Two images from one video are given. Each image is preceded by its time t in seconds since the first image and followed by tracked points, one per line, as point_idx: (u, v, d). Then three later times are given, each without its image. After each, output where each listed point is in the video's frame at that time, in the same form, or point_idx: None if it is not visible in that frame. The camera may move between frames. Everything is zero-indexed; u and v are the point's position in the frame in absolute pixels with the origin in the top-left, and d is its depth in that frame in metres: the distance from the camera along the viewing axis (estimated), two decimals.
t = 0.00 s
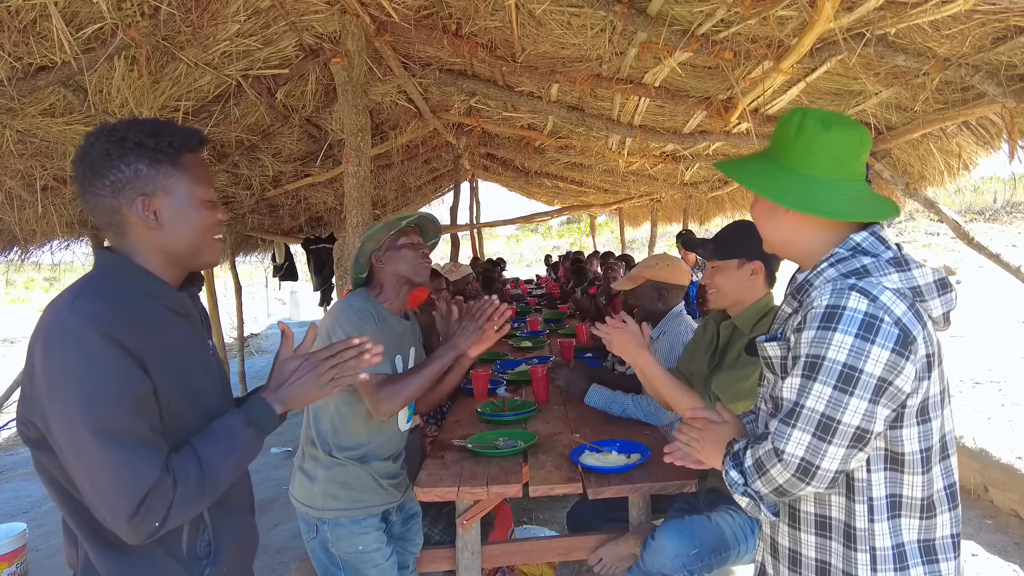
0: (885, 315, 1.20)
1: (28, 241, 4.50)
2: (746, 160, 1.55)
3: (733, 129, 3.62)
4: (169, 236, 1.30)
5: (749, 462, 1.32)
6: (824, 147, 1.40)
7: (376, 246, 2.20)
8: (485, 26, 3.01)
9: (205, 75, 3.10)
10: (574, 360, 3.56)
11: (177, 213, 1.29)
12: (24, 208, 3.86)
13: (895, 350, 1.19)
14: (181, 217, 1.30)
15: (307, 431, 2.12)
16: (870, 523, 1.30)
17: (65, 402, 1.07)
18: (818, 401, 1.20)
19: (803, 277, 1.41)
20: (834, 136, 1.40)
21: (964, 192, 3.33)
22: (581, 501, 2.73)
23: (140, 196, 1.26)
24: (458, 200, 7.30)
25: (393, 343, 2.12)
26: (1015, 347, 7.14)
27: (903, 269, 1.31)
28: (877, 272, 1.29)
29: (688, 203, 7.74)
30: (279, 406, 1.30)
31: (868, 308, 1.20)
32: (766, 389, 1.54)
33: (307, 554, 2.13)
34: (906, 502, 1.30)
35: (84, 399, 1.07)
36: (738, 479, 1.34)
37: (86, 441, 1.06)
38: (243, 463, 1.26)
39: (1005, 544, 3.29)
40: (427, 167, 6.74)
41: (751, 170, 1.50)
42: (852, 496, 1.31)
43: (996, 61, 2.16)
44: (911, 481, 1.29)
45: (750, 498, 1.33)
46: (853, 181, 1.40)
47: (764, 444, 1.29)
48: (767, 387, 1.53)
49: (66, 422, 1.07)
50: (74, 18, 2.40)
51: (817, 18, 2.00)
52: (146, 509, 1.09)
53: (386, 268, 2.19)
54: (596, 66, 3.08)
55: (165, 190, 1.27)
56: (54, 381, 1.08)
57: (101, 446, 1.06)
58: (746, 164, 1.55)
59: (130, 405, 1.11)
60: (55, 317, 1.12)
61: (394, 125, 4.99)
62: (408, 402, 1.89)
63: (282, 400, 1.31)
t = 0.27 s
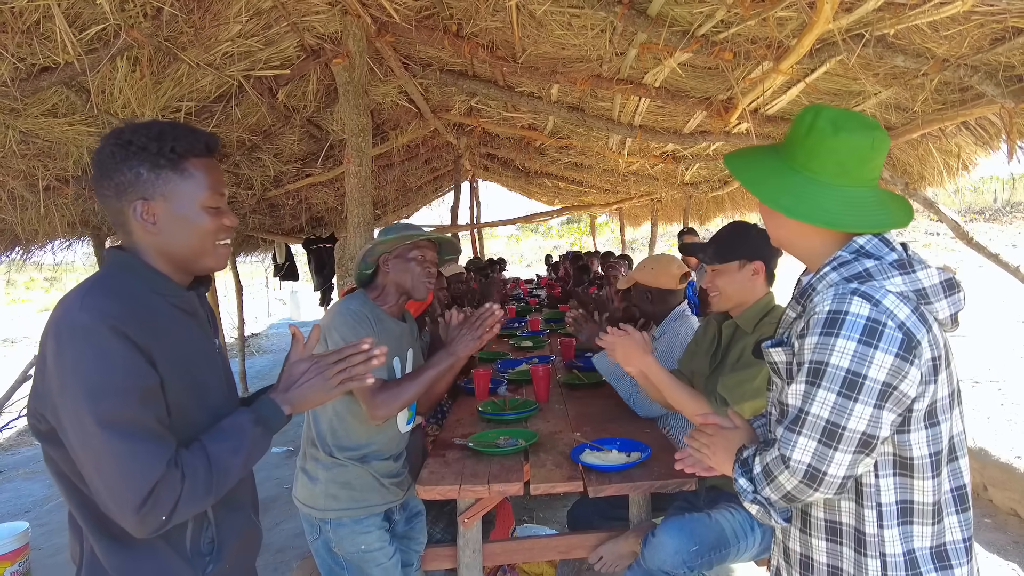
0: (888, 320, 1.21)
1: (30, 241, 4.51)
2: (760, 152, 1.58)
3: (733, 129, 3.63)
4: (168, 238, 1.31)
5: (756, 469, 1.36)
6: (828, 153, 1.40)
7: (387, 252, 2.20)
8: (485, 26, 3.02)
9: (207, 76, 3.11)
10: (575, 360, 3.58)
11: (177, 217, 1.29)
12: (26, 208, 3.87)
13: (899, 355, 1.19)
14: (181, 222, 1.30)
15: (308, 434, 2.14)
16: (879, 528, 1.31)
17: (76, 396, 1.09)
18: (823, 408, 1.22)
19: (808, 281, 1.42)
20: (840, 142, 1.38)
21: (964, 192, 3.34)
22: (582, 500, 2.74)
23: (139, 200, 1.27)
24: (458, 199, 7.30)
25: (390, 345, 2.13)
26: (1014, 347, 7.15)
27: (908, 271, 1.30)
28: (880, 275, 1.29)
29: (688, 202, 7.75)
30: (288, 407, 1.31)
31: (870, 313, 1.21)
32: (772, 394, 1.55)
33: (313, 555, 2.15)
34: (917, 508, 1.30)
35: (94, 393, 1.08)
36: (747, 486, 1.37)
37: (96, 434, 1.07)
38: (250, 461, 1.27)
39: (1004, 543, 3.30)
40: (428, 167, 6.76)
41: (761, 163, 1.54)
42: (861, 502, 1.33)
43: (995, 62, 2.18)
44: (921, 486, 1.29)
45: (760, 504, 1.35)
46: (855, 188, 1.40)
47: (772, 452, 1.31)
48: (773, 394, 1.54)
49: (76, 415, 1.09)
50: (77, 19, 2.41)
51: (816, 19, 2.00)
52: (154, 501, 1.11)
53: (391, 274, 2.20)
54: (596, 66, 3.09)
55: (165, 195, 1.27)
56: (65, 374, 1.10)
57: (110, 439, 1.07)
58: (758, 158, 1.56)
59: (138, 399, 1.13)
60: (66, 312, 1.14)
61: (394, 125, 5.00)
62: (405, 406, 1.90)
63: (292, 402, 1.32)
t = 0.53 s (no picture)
0: (900, 314, 1.25)
1: (32, 242, 4.53)
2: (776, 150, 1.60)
3: (733, 129, 3.64)
4: (172, 242, 1.32)
5: (759, 456, 1.39)
6: (845, 154, 1.42)
7: (376, 248, 2.20)
8: (486, 27, 3.03)
9: (208, 77, 3.12)
10: (575, 359, 3.59)
11: (180, 220, 1.30)
12: (28, 209, 3.89)
13: (910, 347, 1.24)
14: (186, 226, 1.31)
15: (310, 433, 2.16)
16: (877, 519, 1.34)
17: (82, 394, 1.10)
18: (834, 395, 1.25)
19: (821, 275, 1.46)
20: (857, 143, 1.40)
21: (963, 192, 3.35)
22: (582, 499, 2.75)
23: (149, 202, 1.29)
24: (459, 199, 7.31)
25: (389, 342, 2.14)
26: (1013, 347, 7.16)
27: (919, 271, 1.36)
28: (893, 271, 1.34)
29: (689, 202, 7.76)
30: (290, 410, 1.33)
31: (883, 306, 1.25)
32: (780, 383, 1.60)
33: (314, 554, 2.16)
34: (914, 499, 1.34)
35: (98, 391, 1.10)
36: (750, 473, 1.40)
37: (99, 431, 1.09)
38: (251, 461, 1.28)
39: (1002, 542, 3.31)
40: (428, 167, 6.76)
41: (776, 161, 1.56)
42: (860, 491, 1.36)
43: (993, 63, 2.19)
44: (919, 478, 1.33)
45: (762, 491, 1.38)
46: (869, 189, 1.42)
47: (777, 438, 1.34)
48: (780, 383, 1.59)
49: (79, 413, 1.10)
50: (80, 21, 2.42)
51: (815, 21, 2.01)
52: (154, 500, 1.12)
53: (384, 268, 2.21)
54: (596, 67, 3.09)
55: (172, 198, 1.29)
56: (70, 372, 1.11)
57: (114, 436, 1.09)
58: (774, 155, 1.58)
59: (141, 398, 1.14)
60: (74, 310, 1.15)
61: (395, 126, 5.01)
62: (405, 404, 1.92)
63: (293, 405, 1.34)
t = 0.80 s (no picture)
0: (909, 307, 1.35)
1: (33, 243, 4.54)
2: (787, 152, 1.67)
3: (733, 129, 3.65)
4: (181, 244, 1.33)
5: (765, 443, 1.49)
6: (862, 156, 1.51)
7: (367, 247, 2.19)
8: (485, 28, 3.04)
9: (208, 78, 3.12)
10: (575, 359, 3.59)
11: (191, 223, 1.31)
12: (29, 210, 3.89)
13: (916, 339, 1.34)
14: (196, 229, 1.32)
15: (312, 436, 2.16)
16: (874, 501, 1.46)
17: (88, 395, 1.11)
18: (843, 381, 1.36)
19: (832, 269, 1.53)
20: (871, 146, 1.50)
21: (963, 192, 3.35)
22: (582, 499, 2.76)
23: (159, 202, 1.30)
24: (459, 199, 7.30)
25: (385, 341, 2.15)
26: (1013, 347, 7.16)
27: (926, 268, 1.45)
28: (902, 268, 1.43)
29: (689, 202, 7.76)
30: (292, 411, 1.35)
31: (893, 299, 1.35)
32: (783, 374, 1.69)
33: (323, 557, 2.16)
34: (909, 484, 1.46)
35: (104, 393, 1.10)
36: (755, 458, 1.50)
37: (104, 432, 1.09)
38: (252, 463, 1.29)
39: (1002, 542, 3.32)
40: (428, 167, 6.76)
41: (790, 162, 1.63)
42: (860, 475, 1.47)
43: (992, 64, 2.20)
44: (914, 464, 1.45)
45: (766, 475, 1.48)
46: (882, 190, 1.52)
47: (784, 423, 1.44)
48: (784, 372, 1.68)
49: (85, 414, 1.11)
50: (80, 22, 2.43)
51: (813, 23, 2.02)
52: (154, 503, 1.12)
53: (378, 267, 2.22)
54: (596, 67, 3.09)
55: (182, 200, 1.30)
56: (77, 373, 1.12)
57: (117, 438, 1.09)
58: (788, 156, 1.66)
59: (147, 399, 1.15)
60: (82, 312, 1.16)
61: (395, 126, 5.02)
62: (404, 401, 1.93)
63: (293, 406, 1.35)
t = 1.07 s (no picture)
0: (912, 302, 1.37)
1: (32, 243, 4.54)
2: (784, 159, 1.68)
3: (732, 129, 3.65)
4: (206, 244, 1.36)
5: (771, 438, 1.49)
6: (862, 159, 1.55)
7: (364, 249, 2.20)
8: (485, 28, 3.04)
9: (208, 78, 3.12)
10: (574, 359, 3.60)
11: (219, 223, 1.35)
12: (29, 210, 3.89)
13: (919, 333, 1.36)
14: (225, 229, 1.36)
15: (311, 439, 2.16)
16: (876, 491, 1.47)
17: (99, 397, 1.11)
18: (851, 373, 1.36)
19: (833, 269, 1.54)
20: (871, 151, 1.55)
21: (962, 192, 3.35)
22: (582, 499, 2.76)
23: (190, 203, 1.32)
24: (458, 199, 7.31)
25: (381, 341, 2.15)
26: (1012, 347, 7.16)
27: (924, 267, 1.47)
28: (903, 266, 1.45)
29: (688, 202, 7.76)
30: (298, 409, 1.35)
31: (898, 295, 1.36)
32: (786, 369, 1.69)
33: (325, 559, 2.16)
34: (909, 474, 1.48)
35: (116, 395, 1.10)
36: (762, 453, 1.50)
37: (116, 436, 1.09)
38: (259, 463, 1.29)
39: (1001, 541, 3.32)
40: (428, 167, 6.76)
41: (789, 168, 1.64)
42: (863, 466, 1.48)
43: (991, 64, 2.21)
44: (915, 455, 1.47)
45: (774, 469, 1.49)
46: (881, 192, 1.56)
47: (793, 417, 1.44)
48: (786, 367, 1.69)
49: (97, 417, 1.11)
50: (80, 22, 2.43)
51: (812, 22, 2.02)
52: (168, 505, 1.12)
53: (375, 266, 2.22)
54: (596, 67, 3.09)
55: (214, 200, 1.34)
56: (88, 376, 1.12)
57: (130, 441, 1.09)
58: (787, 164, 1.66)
59: (158, 402, 1.15)
60: (92, 315, 1.16)
61: (395, 126, 5.02)
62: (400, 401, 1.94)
63: (299, 404, 1.35)
